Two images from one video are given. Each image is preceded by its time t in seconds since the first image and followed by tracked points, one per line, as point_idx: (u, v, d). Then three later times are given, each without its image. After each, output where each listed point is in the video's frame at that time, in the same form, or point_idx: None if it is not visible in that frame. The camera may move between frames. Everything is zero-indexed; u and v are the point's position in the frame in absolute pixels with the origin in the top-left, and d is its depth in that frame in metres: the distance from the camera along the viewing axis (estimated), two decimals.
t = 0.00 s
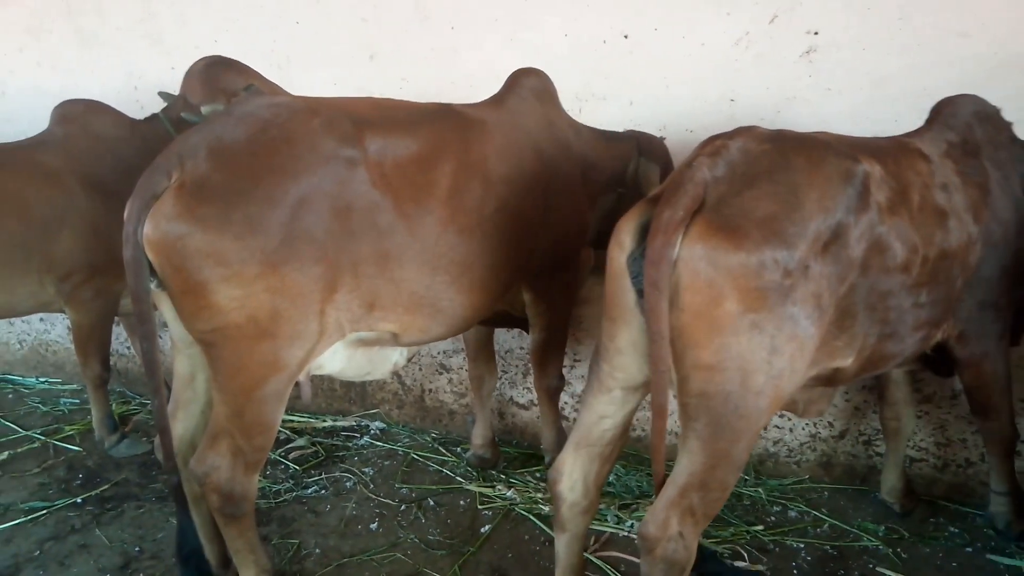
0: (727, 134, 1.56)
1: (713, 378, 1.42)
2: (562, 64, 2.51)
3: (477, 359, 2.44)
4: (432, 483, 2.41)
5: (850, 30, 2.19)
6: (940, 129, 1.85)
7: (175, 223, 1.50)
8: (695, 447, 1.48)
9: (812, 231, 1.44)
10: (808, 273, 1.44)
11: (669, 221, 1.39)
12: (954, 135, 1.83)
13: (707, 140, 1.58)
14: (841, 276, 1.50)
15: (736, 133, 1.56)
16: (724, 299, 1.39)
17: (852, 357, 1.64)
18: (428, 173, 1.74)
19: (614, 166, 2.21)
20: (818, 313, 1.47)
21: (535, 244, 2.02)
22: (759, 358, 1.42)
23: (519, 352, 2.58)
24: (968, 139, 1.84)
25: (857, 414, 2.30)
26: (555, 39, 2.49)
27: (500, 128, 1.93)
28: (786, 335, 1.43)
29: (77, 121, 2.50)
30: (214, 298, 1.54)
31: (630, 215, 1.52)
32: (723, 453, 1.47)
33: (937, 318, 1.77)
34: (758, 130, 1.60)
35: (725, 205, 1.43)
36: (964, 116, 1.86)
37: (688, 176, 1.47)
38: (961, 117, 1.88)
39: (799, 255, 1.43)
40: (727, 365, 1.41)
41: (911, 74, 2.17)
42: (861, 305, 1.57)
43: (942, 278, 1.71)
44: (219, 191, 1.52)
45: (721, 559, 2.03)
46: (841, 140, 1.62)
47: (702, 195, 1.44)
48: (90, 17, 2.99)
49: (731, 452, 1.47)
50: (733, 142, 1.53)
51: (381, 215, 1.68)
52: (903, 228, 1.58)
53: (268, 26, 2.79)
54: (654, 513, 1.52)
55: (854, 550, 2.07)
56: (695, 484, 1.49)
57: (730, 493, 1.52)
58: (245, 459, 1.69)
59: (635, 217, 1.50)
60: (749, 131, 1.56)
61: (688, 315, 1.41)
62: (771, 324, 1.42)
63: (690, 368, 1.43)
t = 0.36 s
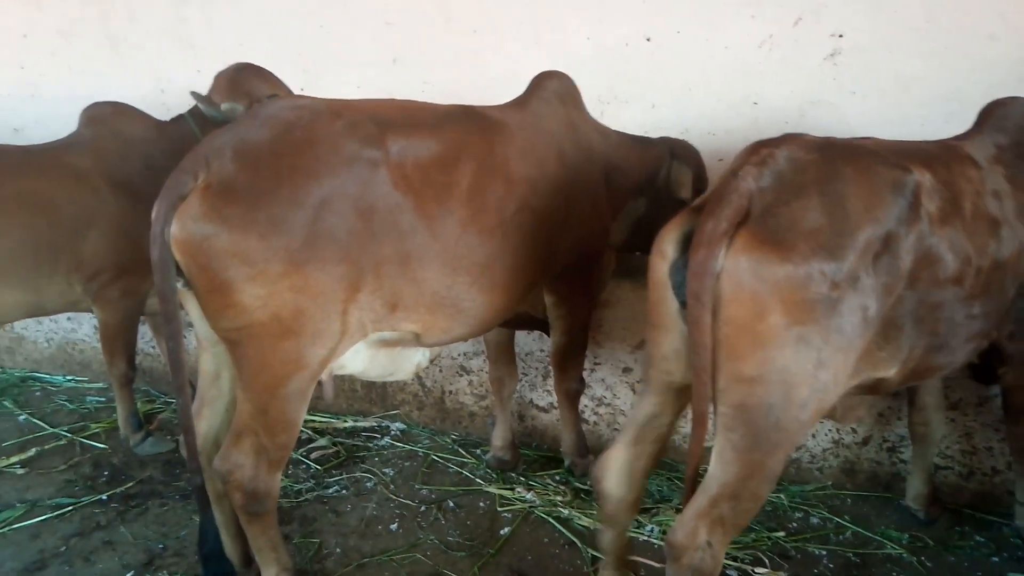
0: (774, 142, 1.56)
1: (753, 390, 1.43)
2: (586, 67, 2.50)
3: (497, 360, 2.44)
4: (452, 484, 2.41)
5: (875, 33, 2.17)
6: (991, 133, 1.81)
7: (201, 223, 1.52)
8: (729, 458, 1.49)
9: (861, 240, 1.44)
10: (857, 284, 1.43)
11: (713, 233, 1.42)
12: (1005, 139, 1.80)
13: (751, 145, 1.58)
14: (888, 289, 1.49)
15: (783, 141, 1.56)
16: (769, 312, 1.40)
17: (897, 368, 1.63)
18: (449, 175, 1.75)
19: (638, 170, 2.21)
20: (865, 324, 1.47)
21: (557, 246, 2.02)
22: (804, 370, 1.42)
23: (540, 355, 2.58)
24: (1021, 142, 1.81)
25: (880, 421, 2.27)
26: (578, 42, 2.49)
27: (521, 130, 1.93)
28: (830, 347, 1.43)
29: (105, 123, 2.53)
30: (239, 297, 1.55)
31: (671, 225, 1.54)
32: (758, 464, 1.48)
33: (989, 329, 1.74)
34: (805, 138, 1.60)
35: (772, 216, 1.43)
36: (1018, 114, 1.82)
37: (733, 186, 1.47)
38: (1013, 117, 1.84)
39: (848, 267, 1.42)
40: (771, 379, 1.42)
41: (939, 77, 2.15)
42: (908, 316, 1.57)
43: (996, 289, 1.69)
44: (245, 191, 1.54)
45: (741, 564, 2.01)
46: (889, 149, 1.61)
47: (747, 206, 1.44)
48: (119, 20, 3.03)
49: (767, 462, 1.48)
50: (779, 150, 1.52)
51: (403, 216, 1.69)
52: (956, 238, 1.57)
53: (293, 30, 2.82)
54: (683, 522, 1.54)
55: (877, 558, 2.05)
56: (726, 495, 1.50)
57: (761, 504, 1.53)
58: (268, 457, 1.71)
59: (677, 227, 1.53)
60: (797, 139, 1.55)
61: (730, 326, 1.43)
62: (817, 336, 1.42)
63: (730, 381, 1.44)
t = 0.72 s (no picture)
0: (798, 147, 1.57)
1: (777, 395, 1.43)
2: (605, 69, 2.50)
3: (513, 360, 2.44)
4: (467, 484, 2.41)
5: (898, 34, 2.15)
6: None
7: (222, 222, 1.54)
8: (754, 460, 1.48)
9: (886, 243, 1.43)
10: (883, 287, 1.43)
11: (728, 236, 1.43)
12: None
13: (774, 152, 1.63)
14: (917, 291, 1.48)
15: (805, 146, 1.57)
16: (788, 317, 1.40)
17: (932, 372, 1.60)
18: (467, 175, 1.75)
19: (658, 171, 2.20)
20: (892, 327, 1.46)
21: (575, 246, 2.02)
22: (829, 375, 1.43)
23: (556, 356, 2.58)
24: None
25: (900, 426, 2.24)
26: (597, 44, 2.49)
27: (540, 131, 1.94)
28: (856, 351, 1.43)
29: (128, 122, 2.56)
30: (259, 295, 1.56)
31: (694, 232, 1.56)
32: (782, 467, 1.48)
33: None
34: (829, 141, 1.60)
35: (791, 221, 1.44)
36: None
37: (752, 193, 1.48)
38: None
39: (872, 270, 1.41)
40: (793, 383, 1.42)
41: (962, 79, 2.12)
42: (939, 319, 1.54)
43: None
44: (266, 191, 1.56)
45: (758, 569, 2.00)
46: (921, 150, 1.60)
47: (766, 211, 1.46)
48: (141, 20, 3.06)
49: (792, 466, 1.48)
50: (802, 155, 1.53)
51: (421, 216, 1.69)
52: (991, 241, 1.54)
53: (312, 29, 2.83)
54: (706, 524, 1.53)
55: (896, 564, 2.03)
56: (750, 498, 1.50)
57: (784, 509, 1.53)
58: (286, 455, 1.72)
59: (698, 233, 1.55)
60: (820, 142, 1.56)
61: (750, 330, 1.43)
62: (841, 339, 1.42)
63: (753, 385, 1.45)
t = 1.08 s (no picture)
0: (830, 142, 1.58)
1: (799, 386, 1.42)
2: (626, 67, 2.49)
3: (530, 359, 2.44)
4: (484, 483, 2.42)
5: (923, 33, 2.12)
6: None
7: (243, 219, 1.55)
8: (777, 454, 1.48)
9: (913, 240, 1.41)
10: (907, 285, 1.42)
11: (748, 232, 1.45)
12: None
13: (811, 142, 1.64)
14: (943, 290, 1.47)
15: (840, 141, 1.57)
16: (812, 310, 1.39)
17: (960, 372, 1.61)
18: (485, 173, 1.76)
19: (679, 170, 2.20)
20: (917, 326, 1.45)
21: (593, 245, 2.02)
22: (852, 371, 1.41)
23: (573, 355, 2.58)
24: None
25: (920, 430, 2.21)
26: (617, 42, 2.48)
27: (559, 129, 1.93)
28: (881, 348, 1.42)
29: (151, 120, 2.59)
30: (279, 292, 1.58)
31: (719, 226, 1.61)
32: (805, 462, 1.47)
33: None
34: (864, 137, 1.60)
35: (817, 218, 1.43)
36: None
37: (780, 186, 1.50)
38: None
39: (899, 268, 1.40)
40: (816, 376, 1.41)
41: (988, 78, 2.09)
42: (967, 319, 1.55)
43: None
44: (286, 188, 1.57)
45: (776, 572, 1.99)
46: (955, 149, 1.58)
47: (793, 206, 1.46)
48: (164, 18, 3.09)
49: (815, 461, 1.47)
50: (834, 151, 1.53)
51: (439, 213, 1.70)
52: None
53: (333, 28, 2.85)
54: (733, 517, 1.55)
55: (916, 568, 2.01)
56: (773, 493, 1.51)
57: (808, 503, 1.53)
58: (304, 451, 1.73)
59: (725, 225, 1.59)
60: (854, 139, 1.56)
61: (772, 325, 1.42)
62: (865, 336, 1.40)
63: (774, 376, 1.43)
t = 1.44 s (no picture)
0: (848, 145, 1.57)
1: (809, 387, 1.42)
2: (635, 69, 2.49)
3: (537, 362, 2.44)
4: (490, 485, 2.42)
5: (932, 37, 2.11)
6: None
7: (252, 220, 1.55)
8: (788, 454, 1.48)
9: (926, 245, 1.41)
10: (920, 289, 1.41)
11: (765, 234, 1.45)
12: None
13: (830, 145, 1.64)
14: (957, 295, 1.46)
15: (857, 144, 1.57)
16: (823, 311, 1.39)
17: (973, 378, 1.61)
18: (492, 175, 1.76)
19: (689, 174, 2.20)
20: (930, 330, 1.45)
21: (599, 248, 2.02)
22: (862, 373, 1.41)
23: (580, 358, 2.58)
24: None
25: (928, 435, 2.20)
26: (626, 45, 2.48)
27: (566, 132, 1.94)
28: (893, 352, 1.41)
29: (161, 121, 2.60)
30: (286, 293, 1.58)
31: (736, 225, 1.61)
32: (816, 463, 1.47)
33: None
34: (882, 140, 1.59)
35: (831, 221, 1.43)
36: None
37: (796, 188, 1.50)
38: None
39: (912, 271, 1.40)
40: (827, 377, 1.41)
41: (998, 83, 2.08)
42: (981, 325, 1.54)
43: None
44: (294, 189, 1.57)
45: None
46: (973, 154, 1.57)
47: (808, 209, 1.46)
48: (174, 19, 3.10)
49: (826, 462, 1.47)
50: (852, 154, 1.53)
51: (446, 215, 1.70)
52: None
53: (344, 30, 2.86)
54: (744, 517, 1.56)
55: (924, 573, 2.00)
56: (784, 494, 1.51)
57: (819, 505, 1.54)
58: (311, 451, 1.73)
59: (741, 225, 1.59)
60: (872, 142, 1.55)
61: (784, 326, 1.43)
62: (877, 339, 1.40)
63: (786, 376, 1.44)
